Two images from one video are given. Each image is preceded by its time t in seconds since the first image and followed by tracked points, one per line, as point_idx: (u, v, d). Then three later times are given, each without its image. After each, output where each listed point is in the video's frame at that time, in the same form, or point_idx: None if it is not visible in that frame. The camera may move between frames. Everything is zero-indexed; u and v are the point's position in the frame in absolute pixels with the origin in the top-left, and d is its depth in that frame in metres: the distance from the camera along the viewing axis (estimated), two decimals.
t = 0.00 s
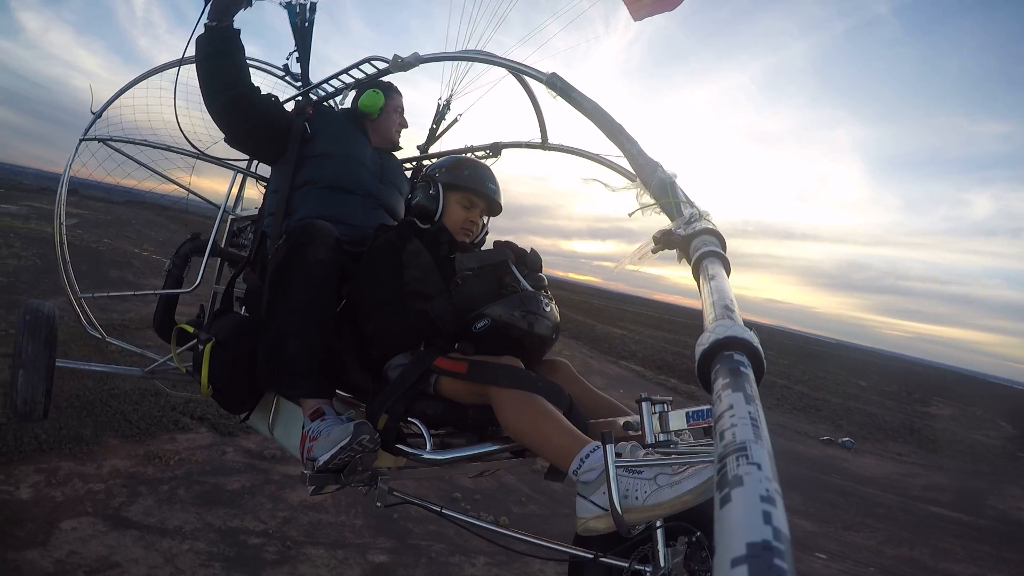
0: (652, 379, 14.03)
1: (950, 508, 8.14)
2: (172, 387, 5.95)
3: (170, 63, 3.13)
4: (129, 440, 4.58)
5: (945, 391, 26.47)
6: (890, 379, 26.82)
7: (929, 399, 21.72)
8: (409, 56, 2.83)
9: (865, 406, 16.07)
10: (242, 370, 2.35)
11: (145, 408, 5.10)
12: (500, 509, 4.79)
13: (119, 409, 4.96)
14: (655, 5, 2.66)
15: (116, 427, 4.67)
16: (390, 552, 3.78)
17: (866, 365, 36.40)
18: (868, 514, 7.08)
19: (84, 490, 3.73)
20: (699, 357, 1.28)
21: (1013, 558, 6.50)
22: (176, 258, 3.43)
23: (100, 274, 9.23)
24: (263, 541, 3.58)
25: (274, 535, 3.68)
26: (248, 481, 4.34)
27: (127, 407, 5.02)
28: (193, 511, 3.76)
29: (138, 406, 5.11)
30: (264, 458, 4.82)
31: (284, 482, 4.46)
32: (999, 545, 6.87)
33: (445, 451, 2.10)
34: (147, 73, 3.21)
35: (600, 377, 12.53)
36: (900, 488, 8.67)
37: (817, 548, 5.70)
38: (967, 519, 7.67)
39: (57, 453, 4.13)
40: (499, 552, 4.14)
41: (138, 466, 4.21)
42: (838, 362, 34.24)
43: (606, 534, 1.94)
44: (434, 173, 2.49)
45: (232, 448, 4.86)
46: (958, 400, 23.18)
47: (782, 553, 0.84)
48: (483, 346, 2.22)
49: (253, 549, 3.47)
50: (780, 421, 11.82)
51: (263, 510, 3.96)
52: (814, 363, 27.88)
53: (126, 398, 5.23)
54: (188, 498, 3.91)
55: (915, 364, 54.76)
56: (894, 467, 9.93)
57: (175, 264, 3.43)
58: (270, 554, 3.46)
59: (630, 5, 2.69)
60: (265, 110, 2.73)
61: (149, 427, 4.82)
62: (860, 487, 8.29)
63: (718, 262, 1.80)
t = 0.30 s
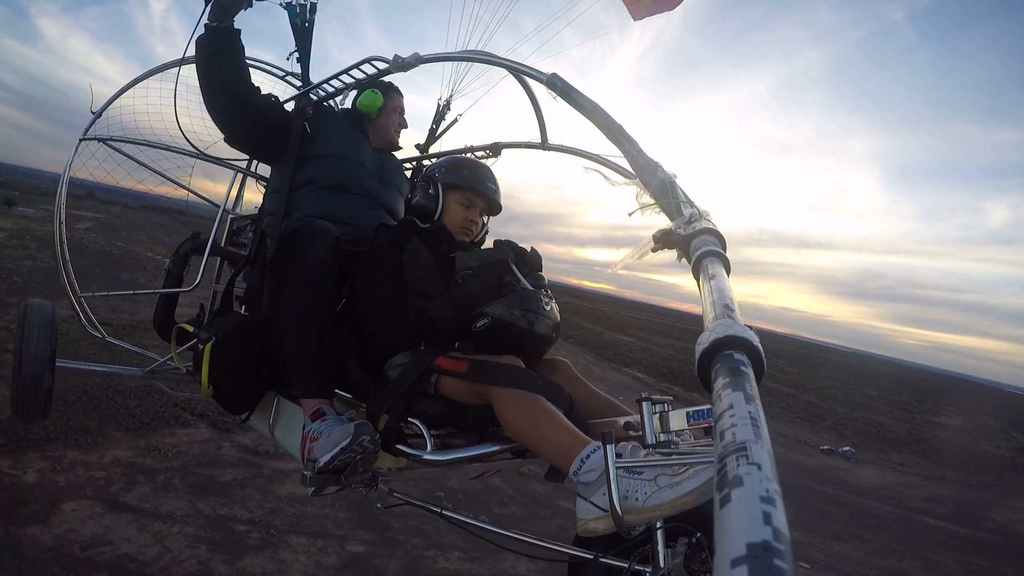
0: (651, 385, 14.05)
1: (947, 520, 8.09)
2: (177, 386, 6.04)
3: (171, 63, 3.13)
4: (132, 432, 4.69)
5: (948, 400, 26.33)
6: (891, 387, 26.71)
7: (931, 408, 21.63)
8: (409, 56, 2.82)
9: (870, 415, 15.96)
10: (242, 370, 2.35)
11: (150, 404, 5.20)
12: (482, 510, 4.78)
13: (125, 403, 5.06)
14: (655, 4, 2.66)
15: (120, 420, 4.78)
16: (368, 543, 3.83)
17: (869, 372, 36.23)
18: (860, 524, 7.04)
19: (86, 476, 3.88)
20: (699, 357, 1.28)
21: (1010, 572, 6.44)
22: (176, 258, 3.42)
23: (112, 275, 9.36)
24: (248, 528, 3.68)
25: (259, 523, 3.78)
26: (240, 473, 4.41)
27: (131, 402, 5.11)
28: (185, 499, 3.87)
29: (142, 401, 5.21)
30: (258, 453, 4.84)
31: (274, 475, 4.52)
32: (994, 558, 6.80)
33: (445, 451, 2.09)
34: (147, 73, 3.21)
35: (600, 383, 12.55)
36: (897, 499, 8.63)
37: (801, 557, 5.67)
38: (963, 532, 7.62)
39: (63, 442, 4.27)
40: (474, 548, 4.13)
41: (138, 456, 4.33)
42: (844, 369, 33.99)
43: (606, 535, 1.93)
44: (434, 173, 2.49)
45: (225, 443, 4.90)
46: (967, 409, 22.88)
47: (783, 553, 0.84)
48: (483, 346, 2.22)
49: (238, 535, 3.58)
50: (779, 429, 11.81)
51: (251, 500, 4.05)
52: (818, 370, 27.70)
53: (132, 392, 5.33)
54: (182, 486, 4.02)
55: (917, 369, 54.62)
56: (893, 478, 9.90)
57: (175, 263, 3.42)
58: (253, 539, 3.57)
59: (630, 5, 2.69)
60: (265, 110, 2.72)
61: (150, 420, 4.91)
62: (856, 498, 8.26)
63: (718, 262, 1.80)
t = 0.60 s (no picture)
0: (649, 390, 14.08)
1: (940, 531, 8.05)
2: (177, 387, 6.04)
3: (171, 62, 3.13)
4: (132, 426, 4.70)
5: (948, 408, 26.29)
6: (890, 395, 26.68)
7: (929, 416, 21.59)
8: (409, 56, 2.82)
9: (869, 425, 15.92)
10: (241, 370, 2.35)
11: (150, 401, 5.20)
12: (460, 509, 4.77)
13: (126, 400, 5.07)
14: (654, 5, 2.66)
15: (120, 415, 4.79)
16: (345, 534, 3.85)
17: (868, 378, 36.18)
18: (848, 533, 7.03)
19: (85, 464, 3.92)
20: (699, 357, 1.28)
21: None
22: (175, 258, 3.42)
23: (119, 278, 9.44)
24: (233, 515, 3.71)
25: (244, 512, 3.80)
26: (230, 466, 4.41)
27: (131, 399, 5.12)
28: (176, 487, 3.91)
29: (142, 398, 5.22)
30: (249, 448, 4.83)
31: (264, 469, 4.52)
32: (986, 570, 6.79)
33: (445, 451, 2.09)
34: (147, 72, 3.22)
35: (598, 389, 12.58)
36: (890, 510, 8.62)
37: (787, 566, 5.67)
38: (956, 544, 7.60)
39: (66, 433, 4.28)
40: (460, 545, 4.12)
41: (136, 447, 4.35)
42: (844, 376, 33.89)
43: (606, 534, 1.93)
44: (434, 173, 2.49)
45: (219, 438, 4.90)
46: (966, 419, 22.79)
47: (783, 553, 0.84)
48: (483, 346, 2.22)
49: (222, 522, 3.62)
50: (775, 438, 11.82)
51: (238, 490, 4.07)
52: (817, 378, 27.67)
53: (132, 390, 5.34)
54: (174, 476, 4.04)
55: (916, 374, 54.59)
56: (888, 488, 9.90)
57: (175, 263, 3.42)
58: (237, 526, 3.61)
59: (629, 6, 2.69)
60: (265, 110, 2.72)
61: (149, 416, 4.91)
62: (848, 508, 8.25)
63: (718, 262, 1.80)
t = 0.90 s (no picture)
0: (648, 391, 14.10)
1: (936, 538, 8.03)
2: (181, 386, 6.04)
3: (172, 62, 3.14)
4: (135, 419, 4.71)
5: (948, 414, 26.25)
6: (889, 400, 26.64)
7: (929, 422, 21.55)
8: (409, 56, 2.83)
9: (869, 429, 15.91)
10: (242, 370, 2.35)
11: (153, 396, 5.21)
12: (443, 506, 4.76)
13: (130, 395, 5.08)
14: (652, 5, 2.66)
15: (122, 409, 4.80)
16: (328, 525, 3.85)
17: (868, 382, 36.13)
18: (837, 539, 7.02)
19: (88, 453, 3.94)
20: (699, 357, 1.28)
21: None
22: (176, 258, 3.43)
23: (123, 279, 9.48)
24: (223, 504, 3.73)
25: (233, 501, 3.81)
26: (223, 458, 4.42)
27: (135, 394, 5.13)
28: (172, 476, 3.92)
29: (146, 393, 5.23)
30: (244, 442, 4.83)
31: (258, 462, 4.52)
32: None
33: (445, 451, 2.09)
34: (148, 72, 3.23)
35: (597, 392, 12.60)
36: (885, 516, 8.61)
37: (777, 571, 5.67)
38: (949, 550, 7.58)
39: (69, 424, 4.30)
40: (452, 542, 4.12)
41: (136, 439, 4.36)
42: (844, 380, 33.83)
43: (607, 534, 1.93)
44: (433, 173, 2.49)
45: (216, 432, 4.90)
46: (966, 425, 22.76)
47: (783, 553, 0.84)
48: (483, 346, 2.22)
49: (212, 509, 3.63)
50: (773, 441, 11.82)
51: (230, 481, 4.07)
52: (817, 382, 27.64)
53: (136, 385, 5.36)
54: (170, 466, 4.06)
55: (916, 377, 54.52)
56: (885, 494, 9.90)
57: (175, 264, 3.42)
58: (226, 514, 3.62)
59: (627, 5, 2.69)
60: (265, 111, 2.72)
61: (150, 411, 4.92)
62: (842, 514, 8.24)
63: (718, 262, 1.80)
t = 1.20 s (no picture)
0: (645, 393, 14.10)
1: (927, 543, 8.02)
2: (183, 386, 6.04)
3: (172, 62, 3.13)
4: (136, 414, 4.71)
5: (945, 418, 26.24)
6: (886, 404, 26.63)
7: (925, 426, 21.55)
8: (409, 56, 2.83)
9: (865, 433, 15.92)
10: (241, 370, 2.35)
11: (154, 395, 5.21)
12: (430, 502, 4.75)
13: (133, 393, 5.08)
14: (651, 4, 2.66)
15: (123, 405, 4.80)
16: (311, 513, 3.86)
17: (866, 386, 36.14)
18: (827, 543, 7.03)
19: (89, 443, 3.94)
20: (699, 358, 1.28)
21: None
22: (175, 258, 3.42)
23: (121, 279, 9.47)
24: (214, 492, 3.72)
25: (224, 489, 3.81)
26: (217, 452, 4.41)
27: (136, 392, 5.14)
28: (167, 467, 3.92)
29: (147, 391, 5.23)
30: (238, 438, 4.82)
31: (250, 455, 4.51)
32: None
33: (445, 451, 2.09)
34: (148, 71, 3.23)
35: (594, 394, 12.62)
36: (877, 520, 8.60)
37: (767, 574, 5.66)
38: (941, 555, 7.58)
39: (71, 417, 4.30)
40: (446, 538, 4.12)
41: (136, 432, 4.36)
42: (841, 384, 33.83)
43: (606, 534, 1.94)
44: (434, 172, 2.49)
45: (213, 428, 4.90)
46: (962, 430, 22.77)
47: (783, 553, 0.84)
48: (483, 346, 2.22)
49: (203, 496, 3.64)
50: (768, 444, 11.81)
51: (222, 472, 4.07)
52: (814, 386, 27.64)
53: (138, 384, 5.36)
54: (166, 457, 4.06)
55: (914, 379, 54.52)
56: (880, 498, 9.89)
57: (175, 264, 3.42)
58: (214, 501, 3.62)
59: (625, 5, 2.69)
60: (264, 110, 2.72)
61: (151, 408, 4.92)
62: (833, 518, 8.24)
63: (718, 262, 1.80)
